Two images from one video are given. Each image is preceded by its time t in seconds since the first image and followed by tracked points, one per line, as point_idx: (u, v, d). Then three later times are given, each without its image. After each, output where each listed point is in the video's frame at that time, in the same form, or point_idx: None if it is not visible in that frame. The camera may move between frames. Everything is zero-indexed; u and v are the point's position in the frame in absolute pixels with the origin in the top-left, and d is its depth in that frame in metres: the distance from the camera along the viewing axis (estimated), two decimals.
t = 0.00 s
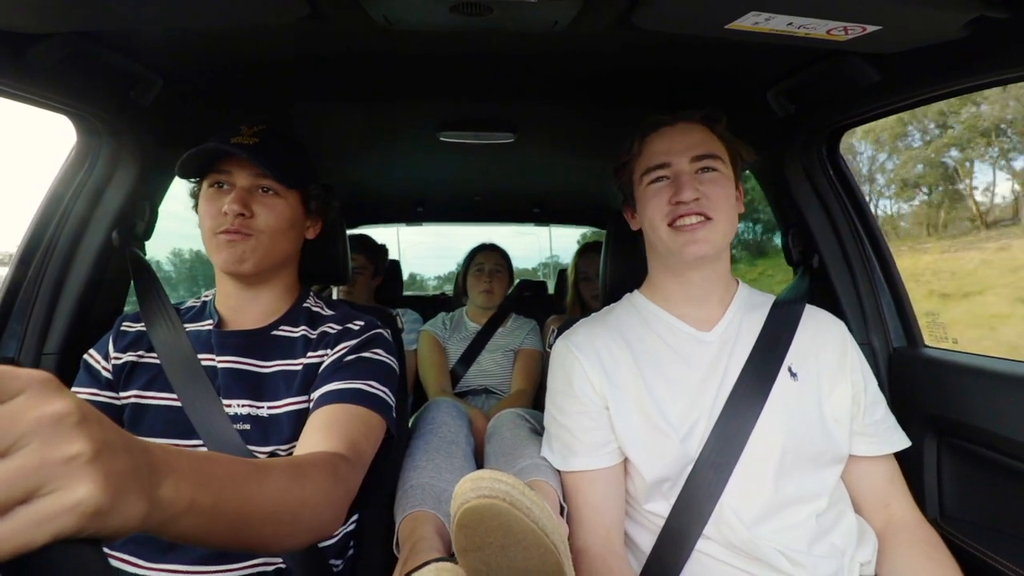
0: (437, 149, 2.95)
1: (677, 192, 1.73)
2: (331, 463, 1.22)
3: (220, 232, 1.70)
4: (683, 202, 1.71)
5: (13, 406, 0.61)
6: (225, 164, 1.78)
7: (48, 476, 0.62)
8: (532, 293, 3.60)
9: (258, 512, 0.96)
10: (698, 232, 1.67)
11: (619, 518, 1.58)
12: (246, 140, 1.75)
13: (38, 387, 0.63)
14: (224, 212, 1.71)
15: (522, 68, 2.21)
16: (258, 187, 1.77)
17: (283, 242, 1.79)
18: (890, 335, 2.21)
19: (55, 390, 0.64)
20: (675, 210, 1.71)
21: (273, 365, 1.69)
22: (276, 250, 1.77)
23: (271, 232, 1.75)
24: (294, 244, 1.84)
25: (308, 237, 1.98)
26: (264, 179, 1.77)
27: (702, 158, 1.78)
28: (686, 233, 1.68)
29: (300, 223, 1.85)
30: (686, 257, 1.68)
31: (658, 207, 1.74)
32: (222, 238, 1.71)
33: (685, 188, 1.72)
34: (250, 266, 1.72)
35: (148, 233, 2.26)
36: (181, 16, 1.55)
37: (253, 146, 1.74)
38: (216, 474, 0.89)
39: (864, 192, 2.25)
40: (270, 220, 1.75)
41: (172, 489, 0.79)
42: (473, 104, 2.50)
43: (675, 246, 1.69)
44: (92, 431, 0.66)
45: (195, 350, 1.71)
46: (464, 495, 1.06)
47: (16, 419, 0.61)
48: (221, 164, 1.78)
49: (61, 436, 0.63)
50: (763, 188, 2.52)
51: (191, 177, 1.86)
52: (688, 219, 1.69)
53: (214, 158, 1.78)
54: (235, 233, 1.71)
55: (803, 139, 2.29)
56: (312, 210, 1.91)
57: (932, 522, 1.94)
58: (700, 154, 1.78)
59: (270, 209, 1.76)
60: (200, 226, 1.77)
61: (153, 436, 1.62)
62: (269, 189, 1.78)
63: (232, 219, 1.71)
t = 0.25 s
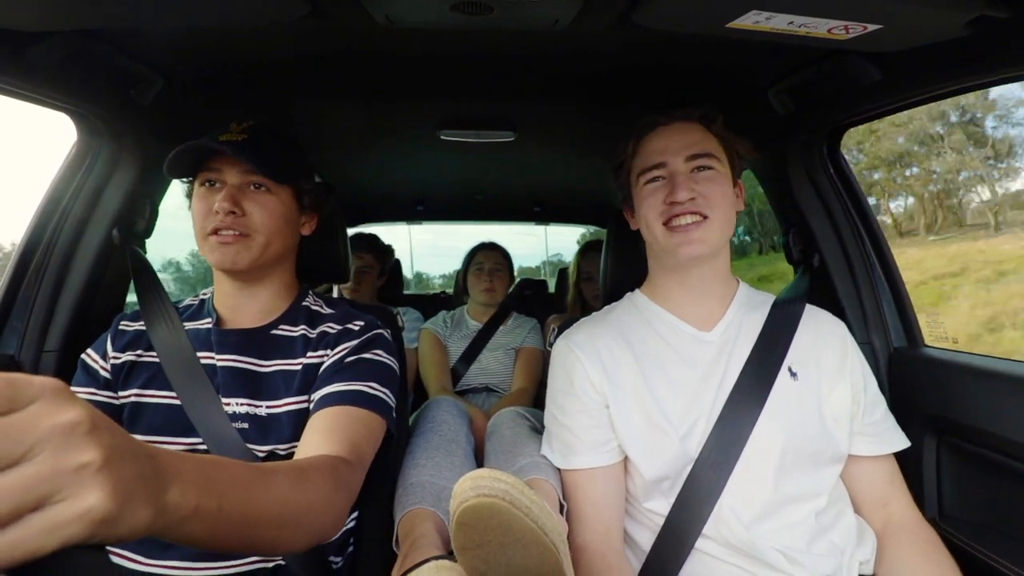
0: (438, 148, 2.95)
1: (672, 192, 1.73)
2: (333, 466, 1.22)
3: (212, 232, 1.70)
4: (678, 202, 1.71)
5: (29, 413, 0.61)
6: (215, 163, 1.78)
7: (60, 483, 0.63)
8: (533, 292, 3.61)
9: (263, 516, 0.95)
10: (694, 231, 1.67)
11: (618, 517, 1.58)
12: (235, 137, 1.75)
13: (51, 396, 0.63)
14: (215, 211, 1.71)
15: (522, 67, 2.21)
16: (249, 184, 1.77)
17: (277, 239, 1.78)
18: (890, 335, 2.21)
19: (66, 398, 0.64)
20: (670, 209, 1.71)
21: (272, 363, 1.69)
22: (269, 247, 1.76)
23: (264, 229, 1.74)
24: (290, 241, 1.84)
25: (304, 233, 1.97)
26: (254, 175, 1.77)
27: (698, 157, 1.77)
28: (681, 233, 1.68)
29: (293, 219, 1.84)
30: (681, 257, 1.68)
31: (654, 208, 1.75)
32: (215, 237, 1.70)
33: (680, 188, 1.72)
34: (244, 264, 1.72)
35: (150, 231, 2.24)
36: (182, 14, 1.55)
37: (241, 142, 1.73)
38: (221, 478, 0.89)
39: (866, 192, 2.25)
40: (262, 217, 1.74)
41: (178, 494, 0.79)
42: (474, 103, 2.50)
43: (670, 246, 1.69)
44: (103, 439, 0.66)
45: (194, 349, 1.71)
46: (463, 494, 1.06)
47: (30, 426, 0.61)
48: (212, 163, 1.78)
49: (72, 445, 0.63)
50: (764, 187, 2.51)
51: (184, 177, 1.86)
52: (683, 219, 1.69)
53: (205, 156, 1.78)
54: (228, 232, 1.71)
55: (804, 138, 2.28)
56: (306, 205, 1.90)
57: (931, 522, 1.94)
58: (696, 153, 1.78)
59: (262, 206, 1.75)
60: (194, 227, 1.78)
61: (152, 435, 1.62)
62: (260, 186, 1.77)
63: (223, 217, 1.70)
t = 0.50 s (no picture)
0: (437, 147, 2.95)
1: (674, 189, 1.73)
2: (336, 457, 1.22)
3: (208, 233, 1.70)
4: (680, 200, 1.71)
5: (3, 390, 0.61)
6: (208, 163, 1.77)
7: (34, 463, 0.61)
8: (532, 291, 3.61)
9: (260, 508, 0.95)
10: (696, 231, 1.68)
11: (619, 515, 1.58)
12: (225, 137, 1.73)
13: (27, 375, 0.63)
14: (209, 211, 1.70)
15: (521, 66, 2.21)
16: (241, 183, 1.76)
17: (273, 237, 1.77)
18: (890, 333, 2.21)
19: (43, 379, 0.64)
20: (672, 208, 1.71)
21: (273, 363, 1.69)
22: (266, 246, 1.75)
23: (259, 228, 1.74)
24: (286, 239, 1.83)
25: (302, 230, 1.97)
26: (246, 174, 1.76)
27: (699, 155, 1.77)
28: (683, 233, 1.69)
29: (289, 216, 1.83)
30: (684, 257, 1.68)
31: (655, 205, 1.75)
32: (211, 237, 1.70)
33: (682, 186, 1.72)
34: (243, 264, 1.72)
35: (146, 233, 2.26)
36: (180, 13, 1.55)
37: (232, 142, 1.71)
38: (220, 466, 0.90)
39: (864, 190, 2.25)
40: (257, 216, 1.74)
41: (171, 479, 0.79)
42: (473, 102, 2.50)
43: (673, 245, 1.70)
44: (81, 418, 0.65)
45: (196, 349, 1.71)
46: (466, 493, 1.06)
47: (4, 405, 0.61)
48: (204, 163, 1.77)
49: (49, 423, 0.62)
50: (763, 186, 2.51)
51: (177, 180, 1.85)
52: (684, 218, 1.70)
53: (196, 156, 1.76)
54: (226, 231, 1.71)
55: (805, 137, 2.29)
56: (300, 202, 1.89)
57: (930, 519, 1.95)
58: (697, 151, 1.77)
59: (256, 205, 1.74)
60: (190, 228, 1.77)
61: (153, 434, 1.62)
62: (253, 184, 1.76)
63: (218, 217, 1.70)
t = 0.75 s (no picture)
0: (437, 151, 2.95)
1: (671, 201, 1.73)
2: (336, 464, 1.22)
3: (205, 236, 1.71)
4: (677, 212, 1.71)
5: (12, 407, 0.60)
6: (201, 166, 1.77)
7: (47, 476, 0.61)
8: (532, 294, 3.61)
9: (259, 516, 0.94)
10: (693, 245, 1.69)
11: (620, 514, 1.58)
12: (217, 139, 1.73)
13: (38, 387, 0.62)
14: (205, 214, 1.71)
15: (521, 69, 2.21)
16: (236, 184, 1.76)
17: (271, 237, 1.77)
18: (890, 336, 2.21)
19: (53, 392, 0.63)
20: (669, 220, 1.72)
21: (274, 367, 1.69)
22: (264, 246, 1.75)
23: (255, 228, 1.74)
24: (284, 239, 1.83)
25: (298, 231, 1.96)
26: (240, 175, 1.76)
27: (696, 163, 1.76)
28: (681, 248, 1.69)
29: (285, 216, 1.83)
30: (683, 271, 1.68)
31: (652, 214, 1.75)
32: (208, 240, 1.71)
33: (678, 197, 1.72)
34: (241, 264, 1.72)
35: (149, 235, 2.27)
36: (179, 17, 1.55)
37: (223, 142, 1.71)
38: (221, 475, 0.89)
39: (863, 191, 2.26)
40: (253, 216, 1.74)
41: (173, 490, 0.78)
42: (473, 106, 2.51)
43: (670, 259, 1.70)
44: (89, 431, 0.65)
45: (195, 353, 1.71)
46: (464, 495, 1.06)
47: (12, 420, 0.60)
48: (197, 167, 1.77)
49: (58, 438, 0.62)
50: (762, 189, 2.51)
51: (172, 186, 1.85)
52: (682, 230, 1.70)
53: (191, 159, 1.77)
54: (222, 232, 1.71)
55: (802, 139, 2.28)
56: (297, 201, 1.90)
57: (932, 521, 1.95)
58: (694, 158, 1.77)
59: (251, 205, 1.74)
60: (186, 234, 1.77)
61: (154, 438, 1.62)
62: (247, 185, 1.76)
63: (214, 219, 1.70)
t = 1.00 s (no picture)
0: (433, 142, 2.94)
1: (689, 181, 1.70)
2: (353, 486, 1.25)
3: (199, 243, 1.67)
4: (695, 191, 1.68)
5: None
6: (192, 173, 1.73)
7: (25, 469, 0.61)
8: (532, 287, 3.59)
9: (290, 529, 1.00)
10: (711, 224, 1.65)
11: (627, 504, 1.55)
12: (209, 144, 1.73)
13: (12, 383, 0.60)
14: (197, 221, 1.67)
15: (514, 56, 2.19)
16: (227, 190, 1.71)
17: (266, 241, 1.74)
18: (889, 327, 2.18)
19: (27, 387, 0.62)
20: (688, 199, 1.68)
21: (275, 362, 1.68)
22: (259, 251, 1.72)
23: (248, 234, 1.70)
24: (279, 241, 1.79)
25: (293, 231, 1.92)
26: (228, 182, 1.70)
27: (713, 149, 1.75)
28: (698, 224, 1.66)
29: (279, 219, 1.79)
30: (701, 247, 1.66)
31: (670, 195, 1.71)
32: (202, 247, 1.68)
33: (698, 178, 1.69)
34: (236, 271, 1.68)
35: (139, 231, 2.23)
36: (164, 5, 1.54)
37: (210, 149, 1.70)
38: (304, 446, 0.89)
39: (863, 182, 2.23)
40: (245, 221, 1.69)
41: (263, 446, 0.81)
42: (467, 95, 2.49)
43: (686, 237, 1.66)
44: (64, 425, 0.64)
45: (195, 340, 1.71)
46: (442, 476, 1.06)
47: None
48: (187, 174, 1.73)
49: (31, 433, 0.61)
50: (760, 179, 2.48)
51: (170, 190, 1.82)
52: (700, 209, 1.67)
53: (182, 168, 1.73)
54: (214, 240, 1.68)
55: (801, 126, 2.23)
56: (288, 204, 1.83)
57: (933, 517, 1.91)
58: (712, 146, 1.75)
59: (243, 211, 1.70)
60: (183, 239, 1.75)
61: (154, 424, 1.64)
62: (239, 191, 1.71)
63: (206, 227, 1.67)
